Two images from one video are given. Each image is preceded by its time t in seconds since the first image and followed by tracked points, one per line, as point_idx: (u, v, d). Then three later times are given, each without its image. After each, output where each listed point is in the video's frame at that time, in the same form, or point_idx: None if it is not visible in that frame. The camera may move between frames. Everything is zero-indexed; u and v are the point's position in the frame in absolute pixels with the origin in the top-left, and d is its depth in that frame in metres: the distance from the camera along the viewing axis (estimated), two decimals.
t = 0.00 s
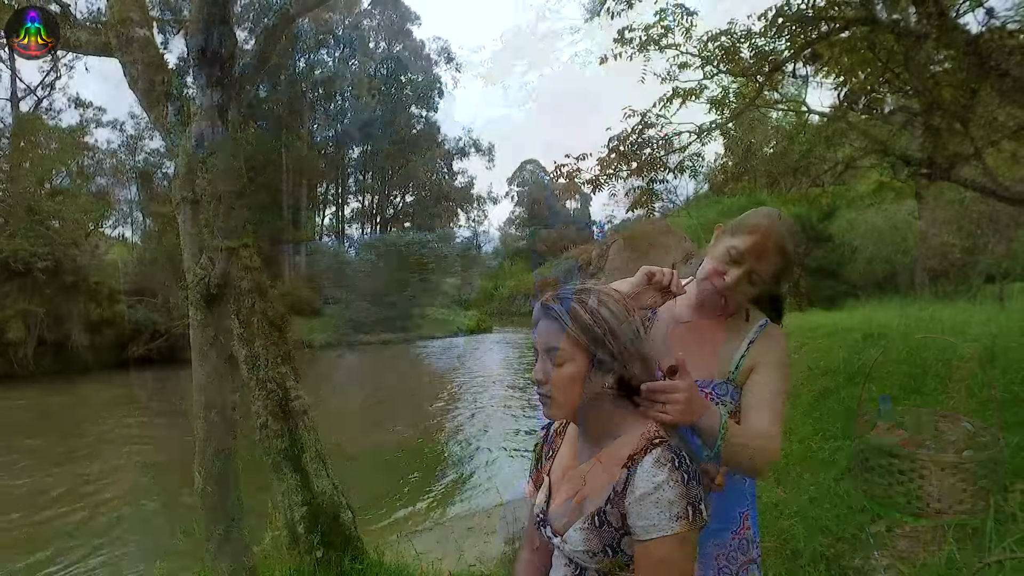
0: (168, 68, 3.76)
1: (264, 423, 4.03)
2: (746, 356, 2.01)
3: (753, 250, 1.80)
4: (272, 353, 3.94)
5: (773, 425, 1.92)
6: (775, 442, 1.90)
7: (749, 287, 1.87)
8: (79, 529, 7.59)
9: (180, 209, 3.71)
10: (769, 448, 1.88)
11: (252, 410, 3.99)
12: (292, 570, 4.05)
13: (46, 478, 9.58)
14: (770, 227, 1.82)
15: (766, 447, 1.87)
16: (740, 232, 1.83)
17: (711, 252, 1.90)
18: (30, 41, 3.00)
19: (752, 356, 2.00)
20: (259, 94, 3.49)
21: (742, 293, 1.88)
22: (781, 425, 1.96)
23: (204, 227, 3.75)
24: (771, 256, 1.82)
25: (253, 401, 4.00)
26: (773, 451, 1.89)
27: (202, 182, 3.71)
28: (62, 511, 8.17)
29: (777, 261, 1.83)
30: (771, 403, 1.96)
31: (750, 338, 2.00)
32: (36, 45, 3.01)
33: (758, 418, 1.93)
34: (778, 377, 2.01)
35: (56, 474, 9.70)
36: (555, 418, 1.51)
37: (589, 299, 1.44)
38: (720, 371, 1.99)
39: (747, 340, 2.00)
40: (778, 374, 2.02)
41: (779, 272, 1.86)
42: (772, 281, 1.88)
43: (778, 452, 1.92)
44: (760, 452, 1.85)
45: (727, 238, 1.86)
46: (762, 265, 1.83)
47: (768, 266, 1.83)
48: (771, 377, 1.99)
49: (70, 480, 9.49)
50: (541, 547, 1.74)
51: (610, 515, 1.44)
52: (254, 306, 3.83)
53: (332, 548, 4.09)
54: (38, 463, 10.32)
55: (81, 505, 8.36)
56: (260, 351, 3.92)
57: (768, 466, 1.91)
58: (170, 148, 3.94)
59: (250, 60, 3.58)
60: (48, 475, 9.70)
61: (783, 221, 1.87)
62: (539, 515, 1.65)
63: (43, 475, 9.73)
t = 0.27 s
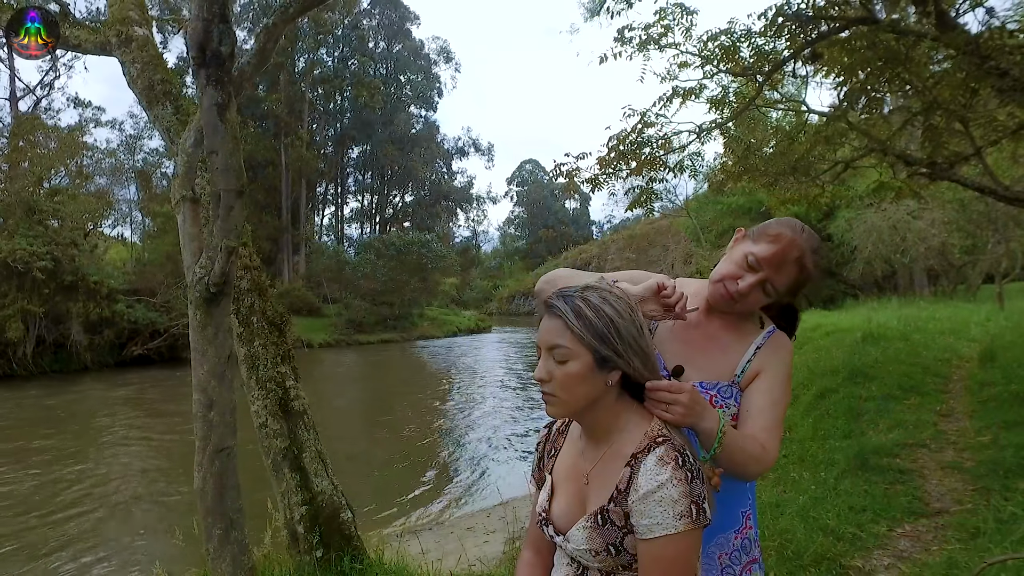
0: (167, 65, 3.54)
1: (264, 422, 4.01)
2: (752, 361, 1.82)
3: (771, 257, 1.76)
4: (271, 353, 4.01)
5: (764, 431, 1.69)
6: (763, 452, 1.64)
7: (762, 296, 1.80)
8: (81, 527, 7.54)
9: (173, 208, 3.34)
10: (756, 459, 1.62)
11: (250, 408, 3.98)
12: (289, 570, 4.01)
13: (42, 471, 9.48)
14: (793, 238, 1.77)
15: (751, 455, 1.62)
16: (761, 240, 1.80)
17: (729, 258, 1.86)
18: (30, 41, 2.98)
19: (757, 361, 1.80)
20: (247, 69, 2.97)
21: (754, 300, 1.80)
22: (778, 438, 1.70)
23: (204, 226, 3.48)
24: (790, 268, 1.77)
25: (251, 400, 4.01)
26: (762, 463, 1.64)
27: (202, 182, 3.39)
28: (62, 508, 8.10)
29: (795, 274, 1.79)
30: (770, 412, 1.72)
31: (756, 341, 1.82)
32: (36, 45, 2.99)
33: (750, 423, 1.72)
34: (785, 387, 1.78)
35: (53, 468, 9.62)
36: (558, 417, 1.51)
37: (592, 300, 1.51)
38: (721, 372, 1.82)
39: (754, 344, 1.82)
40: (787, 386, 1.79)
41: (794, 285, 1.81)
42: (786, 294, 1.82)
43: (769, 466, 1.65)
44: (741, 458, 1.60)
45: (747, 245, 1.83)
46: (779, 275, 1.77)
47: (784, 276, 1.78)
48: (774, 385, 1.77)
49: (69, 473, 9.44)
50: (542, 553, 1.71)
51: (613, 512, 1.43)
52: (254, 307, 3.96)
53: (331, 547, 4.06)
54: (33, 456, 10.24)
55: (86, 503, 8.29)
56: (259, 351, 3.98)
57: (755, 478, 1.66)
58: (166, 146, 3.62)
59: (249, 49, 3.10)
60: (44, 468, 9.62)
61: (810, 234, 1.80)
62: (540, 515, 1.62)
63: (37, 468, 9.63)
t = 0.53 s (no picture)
0: (166, 65, 3.52)
1: (264, 422, 4.00)
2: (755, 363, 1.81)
3: (773, 257, 1.75)
4: (271, 353, 4.01)
5: (764, 430, 1.69)
6: (763, 451, 1.64)
7: (763, 295, 1.79)
8: (81, 527, 7.52)
9: (173, 207, 3.33)
10: (756, 459, 1.63)
11: (251, 408, 3.98)
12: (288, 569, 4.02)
13: (42, 471, 9.47)
14: (795, 238, 1.77)
15: (751, 455, 1.62)
16: (763, 239, 1.79)
17: (731, 256, 1.85)
18: (31, 41, 2.97)
19: (757, 360, 1.79)
20: (247, 68, 2.96)
21: (754, 300, 1.78)
22: (778, 437, 1.70)
23: (204, 225, 3.45)
24: (791, 267, 1.76)
25: (252, 399, 4.00)
26: (762, 462, 1.64)
27: (202, 181, 3.39)
28: (63, 507, 8.09)
29: (796, 274, 1.78)
30: (771, 411, 1.72)
31: (756, 341, 1.81)
32: (37, 44, 2.98)
33: (750, 423, 1.72)
34: (786, 387, 1.78)
35: (54, 468, 9.60)
36: (558, 419, 1.51)
37: (587, 301, 1.50)
38: (721, 371, 1.81)
39: (754, 343, 1.81)
40: (788, 386, 1.78)
41: (796, 285, 1.81)
42: (787, 294, 1.81)
43: (769, 465, 1.66)
44: (742, 457, 1.60)
45: (750, 244, 1.82)
46: (780, 275, 1.76)
47: (786, 276, 1.77)
48: (774, 385, 1.76)
49: (69, 473, 9.42)
50: (543, 553, 1.71)
51: (614, 512, 1.42)
52: (254, 306, 3.97)
53: (331, 548, 4.06)
54: (32, 456, 10.22)
55: (85, 502, 8.28)
56: (260, 350, 3.98)
57: (755, 477, 1.66)
58: (166, 146, 3.60)
59: (248, 49, 3.09)
60: (45, 468, 9.61)
61: (813, 235, 1.79)
62: (542, 516, 1.62)
63: (37, 468, 9.61)
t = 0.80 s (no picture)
0: (168, 65, 3.53)
1: (264, 422, 4.00)
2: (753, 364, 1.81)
3: (771, 258, 1.75)
4: (272, 353, 4.01)
5: (762, 431, 1.69)
6: (761, 452, 1.65)
7: (760, 296, 1.79)
8: (82, 527, 7.51)
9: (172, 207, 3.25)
10: (754, 459, 1.63)
11: (251, 408, 3.98)
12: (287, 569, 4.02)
13: (43, 471, 9.46)
14: (793, 239, 1.77)
15: (749, 455, 1.62)
16: (761, 240, 1.80)
17: (728, 257, 1.84)
18: (30, 41, 2.97)
19: (754, 361, 1.78)
20: (247, 68, 2.97)
21: (753, 301, 1.78)
22: (775, 437, 1.71)
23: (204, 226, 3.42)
24: (789, 269, 1.77)
25: (252, 398, 4.00)
26: (761, 462, 1.64)
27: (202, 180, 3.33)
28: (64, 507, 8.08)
29: (794, 275, 1.78)
30: (769, 411, 1.73)
31: (753, 341, 1.80)
32: (37, 45, 2.98)
33: (748, 424, 1.72)
34: (783, 386, 1.78)
35: (54, 468, 9.59)
36: (557, 421, 1.51)
37: (584, 302, 1.50)
38: (720, 372, 1.80)
39: (752, 343, 1.81)
40: (785, 385, 1.79)
41: (792, 287, 1.81)
42: (784, 295, 1.82)
43: (767, 465, 1.66)
44: (741, 457, 1.60)
45: (746, 245, 1.82)
46: (778, 276, 1.76)
47: (783, 278, 1.77)
48: (771, 384, 1.76)
49: (69, 473, 9.41)
50: (543, 553, 1.71)
51: (614, 512, 1.42)
52: (254, 306, 3.97)
53: (331, 548, 4.06)
54: (32, 456, 10.21)
55: (85, 502, 8.27)
56: (260, 351, 3.98)
57: (753, 478, 1.66)
58: (166, 146, 3.61)
59: (248, 48, 3.08)
60: (45, 468, 9.60)
61: (809, 236, 1.80)
62: (541, 517, 1.62)
63: (37, 467, 9.61)
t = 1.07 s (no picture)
0: (168, 67, 3.54)
1: (263, 422, 4.01)
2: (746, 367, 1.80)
3: (764, 263, 1.76)
4: (271, 353, 4.02)
5: (754, 433, 1.70)
6: (752, 453, 1.66)
7: (753, 301, 1.79)
8: (81, 527, 7.49)
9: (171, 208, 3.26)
10: (744, 460, 1.64)
11: (250, 408, 3.98)
12: (286, 569, 4.03)
13: (41, 471, 9.46)
14: (786, 244, 1.78)
15: (739, 456, 1.63)
16: (754, 244, 1.80)
17: (721, 261, 1.84)
18: (30, 41, 2.97)
19: (746, 363, 1.78)
20: (246, 68, 2.97)
21: (744, 305, 1.78)
22: (767, 439, 1.72)
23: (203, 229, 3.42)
24: (781, 274, 1.77)
25: (251, 399, 4.01)
26: (751, 464, 1.65)
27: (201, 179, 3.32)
28: (65, 506, 8.09)
29: (786, 281, 1.79)
30: (760, 413, 1.73)
31: (746, 344, 1.80)
32: (36, 45, 2.98)
33: (739, 427, 1.73)
34: (775, 389, 1.78)
35: (53, 468, 9.59)
36: (552, 421, 1.51)
37: (579, 302, 1.50)
38: (712, 374, 1.81)
39: (744, 345, 1.81)
40: (777, 387, 1.79)
41: (785, 291, 1.82)
42: (777, 299, 1.82)
43: (757, 467, 1.67)
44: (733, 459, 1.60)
45: (739, 249, 1.82)
46: (771, 281, 1.77)
47: (776, 283, 1.78)
48: (764, 387, 1.77)
49: (69, 473, 9.41)
50: (538, 553, 1.71)
51: (608, 512, 1.43)
52: (253, 307, 3.97)
53: (330, 547, 4.06)
54: (32, 455, 10.22)
55: (83, 502, 8.28)
56: (258, 351, 3.98)
57: (744, 479, 1.68)
58: (166, 146, 3.61)
59: (247, 48, 3.08)
60: (45, 468, 9.60)
61: (802, 239, 1.81)
62: (537, 516, 1.63)
63: (37, 467, 9.62)
